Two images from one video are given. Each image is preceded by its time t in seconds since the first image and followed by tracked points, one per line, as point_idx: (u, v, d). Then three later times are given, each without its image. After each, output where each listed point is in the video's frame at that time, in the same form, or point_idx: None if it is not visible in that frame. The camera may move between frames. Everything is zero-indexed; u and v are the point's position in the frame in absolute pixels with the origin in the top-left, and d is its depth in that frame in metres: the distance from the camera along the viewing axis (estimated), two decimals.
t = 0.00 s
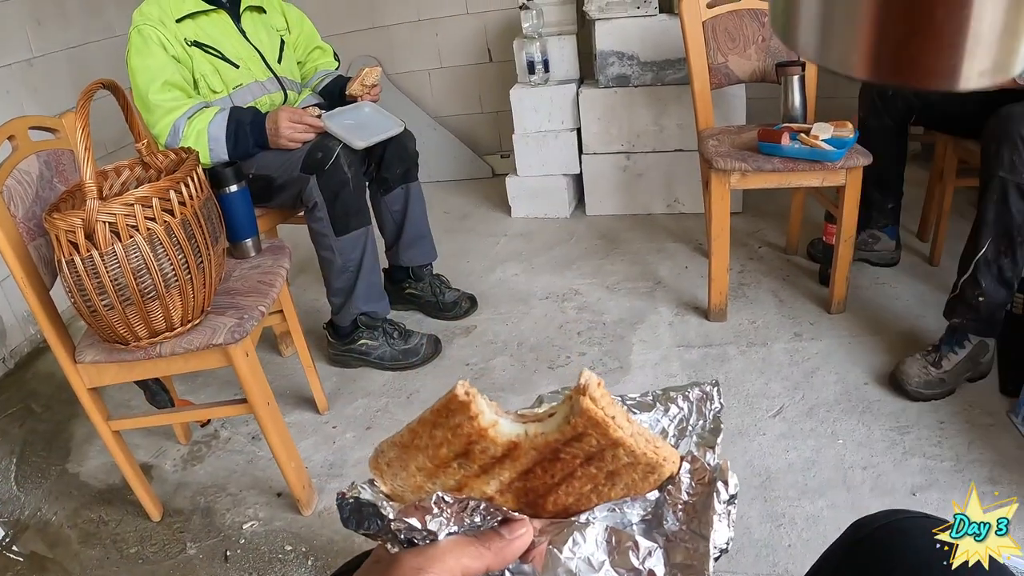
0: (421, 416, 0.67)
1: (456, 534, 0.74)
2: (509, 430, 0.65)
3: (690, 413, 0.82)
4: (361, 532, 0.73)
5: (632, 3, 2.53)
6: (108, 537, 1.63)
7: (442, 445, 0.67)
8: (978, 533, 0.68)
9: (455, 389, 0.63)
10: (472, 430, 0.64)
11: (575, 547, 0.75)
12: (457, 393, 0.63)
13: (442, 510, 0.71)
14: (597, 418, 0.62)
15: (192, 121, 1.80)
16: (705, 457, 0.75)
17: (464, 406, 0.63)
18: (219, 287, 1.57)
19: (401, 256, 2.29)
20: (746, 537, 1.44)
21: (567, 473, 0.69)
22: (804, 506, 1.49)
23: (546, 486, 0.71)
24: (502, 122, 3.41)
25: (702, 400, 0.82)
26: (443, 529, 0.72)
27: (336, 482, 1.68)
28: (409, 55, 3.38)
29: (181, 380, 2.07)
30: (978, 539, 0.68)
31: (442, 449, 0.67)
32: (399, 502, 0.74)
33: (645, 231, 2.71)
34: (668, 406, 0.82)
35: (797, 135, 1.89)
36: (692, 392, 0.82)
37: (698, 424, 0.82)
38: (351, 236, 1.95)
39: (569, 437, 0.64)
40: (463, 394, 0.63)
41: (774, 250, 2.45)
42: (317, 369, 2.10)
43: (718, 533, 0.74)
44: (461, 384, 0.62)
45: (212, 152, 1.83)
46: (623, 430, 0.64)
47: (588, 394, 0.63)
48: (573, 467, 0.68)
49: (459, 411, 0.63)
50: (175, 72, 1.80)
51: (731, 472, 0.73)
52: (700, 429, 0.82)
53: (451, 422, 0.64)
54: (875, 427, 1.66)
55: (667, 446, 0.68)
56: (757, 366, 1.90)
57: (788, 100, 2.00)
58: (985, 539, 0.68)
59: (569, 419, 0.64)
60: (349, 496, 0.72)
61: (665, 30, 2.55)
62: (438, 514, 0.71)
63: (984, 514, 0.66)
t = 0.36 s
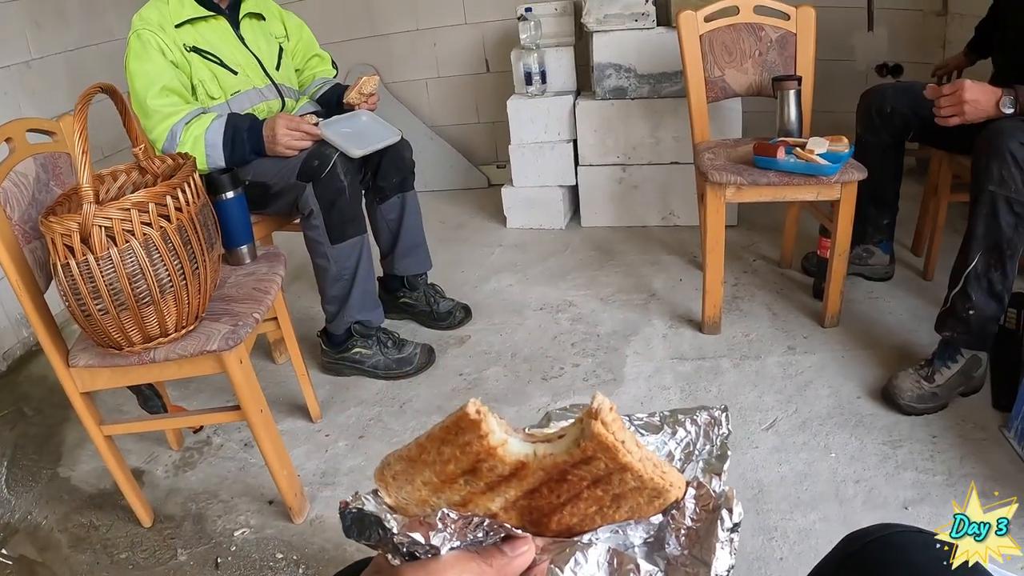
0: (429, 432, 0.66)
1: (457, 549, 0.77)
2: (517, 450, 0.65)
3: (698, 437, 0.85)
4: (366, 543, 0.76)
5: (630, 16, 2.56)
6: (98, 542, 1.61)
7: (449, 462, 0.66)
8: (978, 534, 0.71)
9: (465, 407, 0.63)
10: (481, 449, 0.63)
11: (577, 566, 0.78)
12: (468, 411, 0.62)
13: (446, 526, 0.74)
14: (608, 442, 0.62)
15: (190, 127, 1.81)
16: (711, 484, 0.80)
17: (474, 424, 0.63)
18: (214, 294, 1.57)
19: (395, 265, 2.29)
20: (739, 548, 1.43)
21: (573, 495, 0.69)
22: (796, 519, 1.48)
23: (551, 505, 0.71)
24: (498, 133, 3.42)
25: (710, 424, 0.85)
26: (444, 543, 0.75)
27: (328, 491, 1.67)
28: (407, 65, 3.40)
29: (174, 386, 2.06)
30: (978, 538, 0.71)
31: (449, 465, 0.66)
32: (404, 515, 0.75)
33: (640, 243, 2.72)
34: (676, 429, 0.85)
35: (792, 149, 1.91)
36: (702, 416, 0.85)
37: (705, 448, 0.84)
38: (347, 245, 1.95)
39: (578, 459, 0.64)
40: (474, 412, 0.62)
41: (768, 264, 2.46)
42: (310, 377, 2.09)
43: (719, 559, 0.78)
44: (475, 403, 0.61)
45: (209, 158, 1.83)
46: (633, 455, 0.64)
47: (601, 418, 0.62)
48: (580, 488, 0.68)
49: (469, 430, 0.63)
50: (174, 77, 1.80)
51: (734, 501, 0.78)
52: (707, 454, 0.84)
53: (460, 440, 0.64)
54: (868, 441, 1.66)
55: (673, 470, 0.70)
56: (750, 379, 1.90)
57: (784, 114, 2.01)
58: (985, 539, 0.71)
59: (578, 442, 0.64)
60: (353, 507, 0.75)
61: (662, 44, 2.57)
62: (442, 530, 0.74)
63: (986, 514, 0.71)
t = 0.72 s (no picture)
0: (433, 449, 0.69)
1: (457, 563, 0.79)
2: (518, 467, 0.67)
3: (696, 455, 0.85)
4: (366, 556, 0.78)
5: (630, 26, 2.57)
6: (94, 546, 1.60)
7: (451, 478, 0.69)
8: (978, 533, 0.69)
9: (469, 426, 0.66)
10: (483, 465, 0.66)
11: None
12: (472, 428, 0.65)
13: (447, 541, 0.76)
14: (608, 461, 0.64)
15: (190, 132, 1.81)
16: (710, 503, 0.83)
17: (477, 441, 0.65)
18: (212, 301, 1.56)
19: (393, 272, 2.29)
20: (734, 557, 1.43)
21: (573, 513, 0.71)
22: (792, 530, 1.48)
23: (551, 523, 0.73)
24: (497, 141, 3.43)
25: (709, 442, 0.85)
26: (444, 558, 0.77)
27: (324, 498, 1.67)
28: (407, 72, 3.41)
29: (171, 392, 2.06)
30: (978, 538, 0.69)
31: (451, 482, 0.69)
32: (406, 530, 0.78)
33: (638, 252, 2.72)
34: (674, 447, 0.86)
35: (791, 159, 1.90)
36: (701, 434, 0.86)
37: (704, 467, 0.85)
38: (346, 252, 1.95)
39: (579, 477, 0.66)
40: (477, 430, 0.65)
41: (765, 273, 2.47)
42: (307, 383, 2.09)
43: None
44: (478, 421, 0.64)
45: (209, 164, 1.83)
46: (632, 474, 0.66)
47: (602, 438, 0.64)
48: (580, 507, 0.70)
49: (472, 445, 0.65)
50: (174, 82, 1.81)
51: (731, 520, 0.80)
52: (705, 473, 0.86)
53: (463, 456, 0.67)
54: (865, 452, 1.66)
55: (671, 489, 0.72)
56: (747, 389, 1.90)
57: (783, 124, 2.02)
58: (985, 539, 0.68)
59: (580, 460, 0.66)
60: (354, 521, 0.78)
61: (660, 53, 2.59)
62: (443, 544, 0.77)
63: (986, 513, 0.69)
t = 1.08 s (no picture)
0: (434, 464, 0.77)
1: None
2: (518, 483, 0.74)
3: (693, 471, 0.95)
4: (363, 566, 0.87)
5: (630, 35, 2.58)
6: (88, 550, 1.59)
7: (451, 492, 0.76)
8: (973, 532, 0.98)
9: (470, 441, 0.73)
10: (483, 480, 0.73)
11: None
12: (472, 444, 0.72)
13: (444, 554, 0.83)
14: (607, 477, 0.70)
15: (189, 137, 1.81)
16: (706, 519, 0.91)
17: (477, 456, 0.72)
18: (210, 306, 1.56)
19: (390, 279, 2.29)
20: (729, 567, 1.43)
21: (570, 527, 0.78)
22: (788, 540, 1.48)
23: (549, 537, 0.79)
24: (496, 148, 3.43)
25: (705, 459, 0.95)
26: (441, 569, 0.83)
27: (320, 504, 1.66)
28: (406, 79, 3.42)
29: (166, 396, 2.05)
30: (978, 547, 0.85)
31: (451, 495, 0.77)
32: (404, 543, 0.86)
33: (636, 260, 2.73)
34: (672, 462, 0.95)
35: (788, 169, 1.91)
36: (697, 451, 0.96)
37: (700, 483, 0.95)
38: (343, 259, 1.95)
39: (577, 492, 0.73)
40: (477, 445, 0.72)
41: (762, 283, 2.47)
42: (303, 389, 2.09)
43: None
44: (477, 437, 0.71)
45: (208, 169, 1.83)
46: (630, 491, 0.73)
47: (601, 454, 0.72)
48: (577, 521, 0.77)
49: (473, 462, 0.72)
50: (174, 87, 1.81)
51: (727, 537, 0.88)
52: (702, 488, 0.95)
53: (463, 471, 0.74)
54: (861, 462, 1.66)
55: (668, 506, 0.79)
56: (743, 399, 1.90)
57: (781, 134, 2.02)
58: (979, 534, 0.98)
59: (578, 476, 0.73)
60: (352, 532, 0.87)
61: (660, 63, 2.60)
62: (441, 558, 0.83)
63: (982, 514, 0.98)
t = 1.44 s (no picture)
0: (435, 471, 0.77)
1: None
2: (518, 490, 0.74)
3: (693, 479, 0.95)
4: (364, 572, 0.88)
5: (630, 39, 2.59)
6: (86, 553, 1.59)
7: (451, 499, 0.77)
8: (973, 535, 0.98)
9: (470, 449, 0.73)
10: (483, 487, 0.73)
11: None
12: (473, 451, 0.72)
13: (445, 561, 0.82)
14: (607, 485, 0.70)
15: (189, 139, 1.81)
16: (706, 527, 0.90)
17: (477, 463, 0.72)
18: (209, 309, 1.56)
19: (390, 283, 2.29)
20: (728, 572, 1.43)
21: (570, 534, 0.77)
22: (787, 545, 1.48)
23: (548, 544, 0.79)
24: (495, 152, 3.44)
25: (705, 467, 0.96)
26: None
27: (318, 508, 1.66)
28: (406, 82, 3.42)
29: (165, 399, 2.05)
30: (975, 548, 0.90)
31: (451, 502, 0.77)
32: (405, 550, 0.86)
33: (635, 265, 2.73)
34: (672, 470, 0.95)
35: (788, 174, 1.90)
36: (698, 459, 0.96)
37: (701, 491, 0.95)
38: (342, 262, 1.95)
39: (578, 500, 0.72)
40: (478, 453, 0.72)
41: (762, 288, 2.47)
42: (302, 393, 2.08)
43: None
44: (478, 444, 0.71)
45: (207, 172, 1.83)
46: (630, 498, 0.73)
47: (601, 462, 0.71)
48: (577, 528, 0.76)
49: (473, 469, 0.73)
50: (174, 89, 1.81)
51: (727, 545, 0.86)
52: (702, 496, 0.94)
53: (464, 478, 0.74)
54: (860, 467, 1.66)
55: (668, 513, 0.79)
56: (742, 404, 1.90)
57: (781, 139, 2.03)
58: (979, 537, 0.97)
59: (579, 483, 0.72)
60: (352, 539, 0.88)
61: (660, 67, 2.60)
62: (441, 565, 0.82)
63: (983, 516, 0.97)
